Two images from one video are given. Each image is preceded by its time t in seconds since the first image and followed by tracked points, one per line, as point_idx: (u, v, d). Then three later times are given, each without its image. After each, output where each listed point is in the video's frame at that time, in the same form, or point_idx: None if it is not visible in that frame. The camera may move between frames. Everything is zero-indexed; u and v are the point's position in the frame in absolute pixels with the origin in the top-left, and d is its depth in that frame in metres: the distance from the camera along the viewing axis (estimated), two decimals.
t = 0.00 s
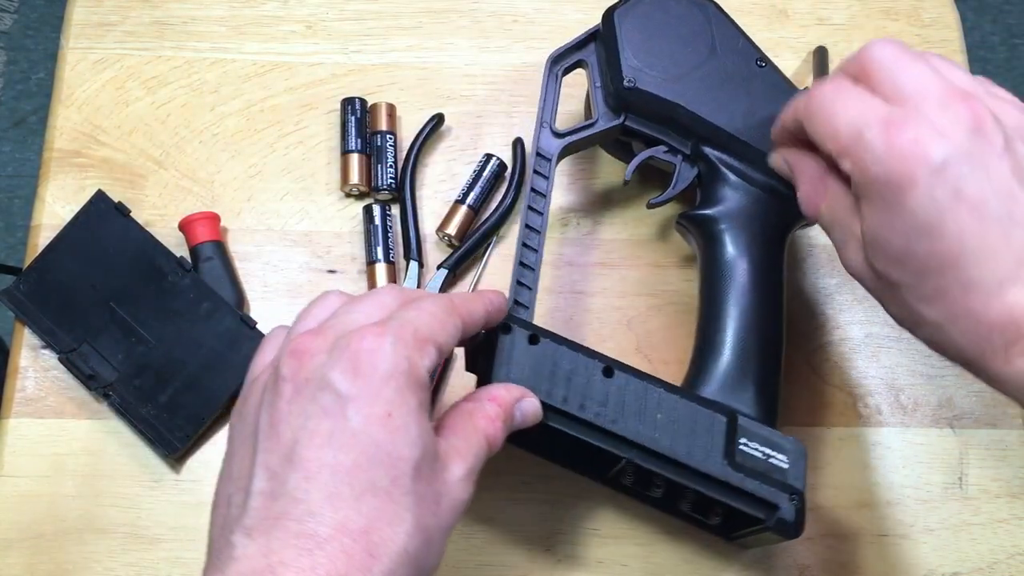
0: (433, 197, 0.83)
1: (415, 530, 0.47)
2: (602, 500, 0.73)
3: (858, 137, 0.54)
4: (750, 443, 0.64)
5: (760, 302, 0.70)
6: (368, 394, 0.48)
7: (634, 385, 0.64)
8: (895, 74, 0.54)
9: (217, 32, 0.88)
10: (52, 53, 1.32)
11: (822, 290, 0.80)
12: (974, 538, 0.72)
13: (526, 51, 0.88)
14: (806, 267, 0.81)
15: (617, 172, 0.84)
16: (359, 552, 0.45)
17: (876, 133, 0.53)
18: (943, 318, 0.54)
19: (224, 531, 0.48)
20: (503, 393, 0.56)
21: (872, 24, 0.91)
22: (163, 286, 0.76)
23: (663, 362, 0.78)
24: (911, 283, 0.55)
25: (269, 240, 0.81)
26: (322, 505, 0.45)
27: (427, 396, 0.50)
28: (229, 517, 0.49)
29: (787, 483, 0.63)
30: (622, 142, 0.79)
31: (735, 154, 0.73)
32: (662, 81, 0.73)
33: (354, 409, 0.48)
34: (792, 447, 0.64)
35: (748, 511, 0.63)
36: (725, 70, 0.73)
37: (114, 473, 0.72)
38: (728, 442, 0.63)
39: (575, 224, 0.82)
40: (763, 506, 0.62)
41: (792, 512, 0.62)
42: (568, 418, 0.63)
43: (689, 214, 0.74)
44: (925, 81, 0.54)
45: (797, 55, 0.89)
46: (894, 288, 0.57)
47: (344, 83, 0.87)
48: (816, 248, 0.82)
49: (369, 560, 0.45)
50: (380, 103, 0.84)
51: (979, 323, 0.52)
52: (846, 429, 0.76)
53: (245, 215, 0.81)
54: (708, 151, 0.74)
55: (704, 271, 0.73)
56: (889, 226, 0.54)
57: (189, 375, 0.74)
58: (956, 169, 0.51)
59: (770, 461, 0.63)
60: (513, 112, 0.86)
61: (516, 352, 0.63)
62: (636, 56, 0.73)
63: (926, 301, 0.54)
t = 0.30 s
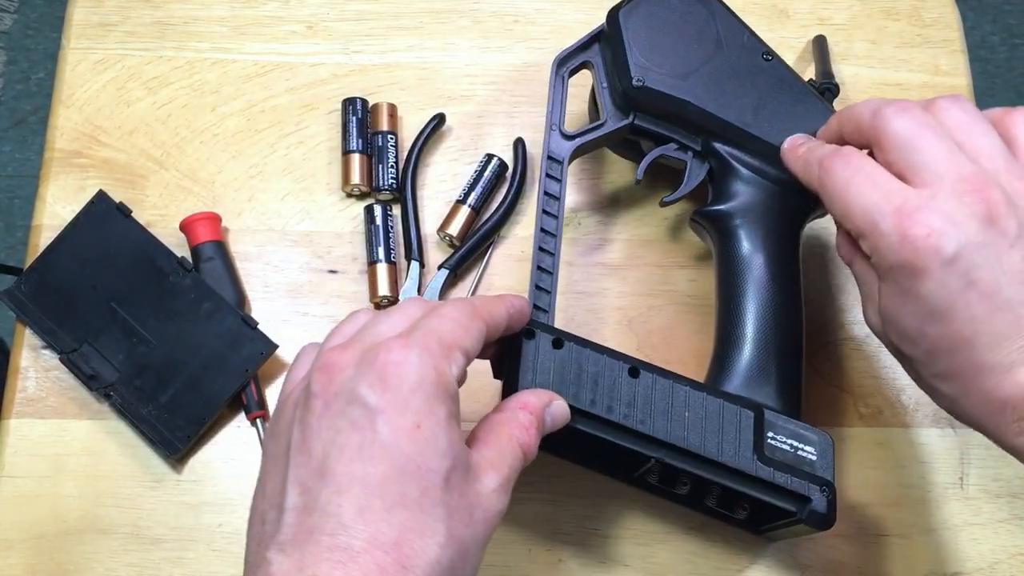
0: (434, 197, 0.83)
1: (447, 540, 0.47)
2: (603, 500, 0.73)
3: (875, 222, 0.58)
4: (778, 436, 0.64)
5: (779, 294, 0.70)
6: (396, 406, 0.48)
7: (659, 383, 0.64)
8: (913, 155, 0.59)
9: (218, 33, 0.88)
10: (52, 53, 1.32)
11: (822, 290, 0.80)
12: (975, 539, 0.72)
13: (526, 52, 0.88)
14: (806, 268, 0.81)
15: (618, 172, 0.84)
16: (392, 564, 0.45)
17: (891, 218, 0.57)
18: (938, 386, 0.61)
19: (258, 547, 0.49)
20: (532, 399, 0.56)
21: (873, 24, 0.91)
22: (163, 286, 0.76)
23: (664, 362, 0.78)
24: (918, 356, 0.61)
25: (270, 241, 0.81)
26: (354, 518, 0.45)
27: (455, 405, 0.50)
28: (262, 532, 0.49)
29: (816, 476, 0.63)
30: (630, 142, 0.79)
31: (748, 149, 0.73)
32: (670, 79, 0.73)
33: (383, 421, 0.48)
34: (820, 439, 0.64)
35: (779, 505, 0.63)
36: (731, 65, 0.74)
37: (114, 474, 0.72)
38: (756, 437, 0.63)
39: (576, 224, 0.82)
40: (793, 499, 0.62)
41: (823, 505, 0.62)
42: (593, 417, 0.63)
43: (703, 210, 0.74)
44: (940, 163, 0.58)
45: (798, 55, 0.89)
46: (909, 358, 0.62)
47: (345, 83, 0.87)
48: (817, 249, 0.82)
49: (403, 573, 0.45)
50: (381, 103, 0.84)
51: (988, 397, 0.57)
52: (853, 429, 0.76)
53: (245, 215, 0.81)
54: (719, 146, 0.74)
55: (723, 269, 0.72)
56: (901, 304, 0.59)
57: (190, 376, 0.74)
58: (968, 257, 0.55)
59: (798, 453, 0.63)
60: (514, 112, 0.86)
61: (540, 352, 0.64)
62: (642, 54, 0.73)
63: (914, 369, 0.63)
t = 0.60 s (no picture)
0: (433, 197, 0.83)
1: (443, 535, 0.47)
2: (602, 500, 0.73)
3: (880, 240, 0.57)
4: (779, 436, 0.63)
5: (780, 294, 0.70)
6: (387, 402, 0.48)
7: (661, 382, 0.64)
8: (920, 172, 0.58)
9: (217, 33, 0.88)
10: (52, 53, 1.32)
11: (823, 290, 0.80)
12: (975, 538, 0.72)
13: (526, 51, 0.88)
14: (806, 268, 0.81)
15: (617, 172, 0.84)
16: (388, 559, 0.45)
17: (897, 235, 0.57)
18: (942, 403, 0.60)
19: (256, 545, 0.49)
20: (529, 396, 0.55)
21: (872, 23, 0.91)
22: (163, 285, 0.76)
23: (663, 362, 0.78)
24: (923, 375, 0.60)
25: (269, 240, 0.81)
26: (348, 515, 0.46)
27: (447, 399, 0.50)
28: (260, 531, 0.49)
29: (817, 474, 0.63)
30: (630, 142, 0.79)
31: (749, 148, 0.73)
32: (673, 78, 0.73)
33: (374, 418, 0.48)
34: (821, 438, 0.64)
35: (781, 504, 0.63)
36: (734, 65, 0.74)
37: (114, 473, 0.72)
38: (757, 436, 0.63)
39: (576, 223, 0.82)
40: (795, 499, 0.62)
41: (825, 505, 0.62)
42: (594, 416, 0.63)
43: (703, 210, 0.74)
44: (945, 183, 0.58)
45: (797, 55, 0.89)
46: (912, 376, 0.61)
47: (344, 83, 0.87)
48: (817, 249, 0.82)
49: (399, 567, 0.45)
50: (380, 103, 0.84)
51: (994, 417, 0.57)
52: (851, 429, 0.76)
53: (245, 215, 0.81)
54: (719, 146, 0.74)
55: (722, 268, 0.72)
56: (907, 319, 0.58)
57: (189, 376, 0.74)
58: (974, 272, 0.55)
59: (800, 453, 0.63)
60: (514, 112, 0.86)
61: (543, 351, 0.64)
62: (644, 54, 0.73)
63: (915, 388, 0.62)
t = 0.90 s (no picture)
0: (433, 197, 0.83)
1: (420, 528, 0.47)
2: (602, 501, 0.73)
3: (934, 205, 0.55)
4: (776, 436, 0.64)
5: (778, 295, 0.70)
6: (341, 414, 0.49)
7: (657, 383, 0.64)
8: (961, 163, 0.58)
9: (217, 33, 0.88)
10: (52, 53, 1.32)
11: (822, 290, 0.81)
12: (975, 538, 0.72)
13: (526, 51, 0.88)
14: (806, 268, 0.81)
15: (617, 172, 0.84)
16: (365, 560, 0.45)
17: (959, 200, 0.55)
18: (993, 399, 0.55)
19: None
20: (510, 403, 0.55)
21: (872, 23, 0.91)
22: (162, 285, 0.76)
23: (662, 362, 0.78)
24: (971, 363, 0.55)
25: (269, 240, 0.81)
26: (320, 528, 0.46)
27: (403, 402, 0.51)
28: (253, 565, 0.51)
29: (814, 475, 0.63)
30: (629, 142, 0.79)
31: (747, 148, 0.73)
32: (669, 79, 0.73)
33: (331, 433, 0.49)
34: (817, 438, 0.64)
35: (777, 506, 0.63)
36: (731, 65, 0.74)
37: (114, 473, 0.72)
38: (754, 437, 0.63)
39: (576, 224, 0.82)
40: (791, 499, 0.62)
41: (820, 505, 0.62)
42: (592, 417, 0.63)
43: (701, 210, 0.74)
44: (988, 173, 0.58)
45: (797, 55, 0.89)
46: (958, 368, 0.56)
47: (344, 83, 0.87)
48: (817, 249, 0.82)
49: (377, 566, 0.45)
50: (380, 103, 0.84)
51: None
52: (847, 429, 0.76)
53: (245, 215, 0.81)
54: (718, 146, 0.74)
55: (720, 268, 0.72)
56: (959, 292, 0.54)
57: (189, 376, 0.74)
58: None
59: (796, 454, 0.63)
60: (514, 113, 0.86)
61: (539, 353, 0.64)
62: (641, 54, 0.73)
63: (959, 388, 0.57)
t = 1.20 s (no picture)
0: (433, 197, 0.83)
1: (442, 480, 0.52)
2: (602, 501, 0.73)
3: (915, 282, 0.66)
4: (776, 436, 0.63)
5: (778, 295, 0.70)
6: (358, 396, 0.56)
7: (657, 383, 0.64)
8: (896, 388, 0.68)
9: (217, 33, 0.88)
10: (52, 53, 1.32)
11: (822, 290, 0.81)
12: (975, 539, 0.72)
13: (526, 51, 0.88)
14: (806, 268, 0.82)
15: (617, 172, 0.84)
16: (393, 517, 0.51)
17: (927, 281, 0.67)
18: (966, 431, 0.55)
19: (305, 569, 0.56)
20: (530, 372, 0.57)
21: (872, 23, 0.91)
22: (162, 285, 0.76)
23: (662, 362, 0.78)
24: (943, 389, 0.57)
25: (269, 240, 0.81)
26: (352, 496, 0.52)
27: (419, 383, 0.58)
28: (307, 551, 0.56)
29: (814, 475, 0.63)
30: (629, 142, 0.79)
31: (747, 148, 0.73)
32: (669, 79, 0.73)
33: (351, 413, 0.55)
34: (817, 438, 0.64)
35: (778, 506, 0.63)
36: (731, 65, 0.74)
37: (114, 473, 0.72)
38: (754, 437, 0.63)
39: (576, 224, 0.82)
40: (791, 500, 0.62)
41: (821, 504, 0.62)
42: (592, 417, 0.63)
43: (701, 210, 0.74)
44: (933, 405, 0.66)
45: (797, 55, 0.89)
46: (933, 391, 0.57)
47: (344, 83, 0.87)
48: (817, 249, 0.82)
49: (403, 520, 0.50)
50: (380, 103, 0.84)
51: None
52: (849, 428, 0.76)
53: (245, 215, 0.81)
54: (718, 146, 0.74)
55: (721, 267, 0.73)
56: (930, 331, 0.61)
57: (189, 376, 0.74)
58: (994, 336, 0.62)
59: (796, 454, 0.63)
60: (514, 113, 0.86)
61: (540, 353, 0.64)
62: (641, 54, 0.73)
63: (935, 413, 0.56)
